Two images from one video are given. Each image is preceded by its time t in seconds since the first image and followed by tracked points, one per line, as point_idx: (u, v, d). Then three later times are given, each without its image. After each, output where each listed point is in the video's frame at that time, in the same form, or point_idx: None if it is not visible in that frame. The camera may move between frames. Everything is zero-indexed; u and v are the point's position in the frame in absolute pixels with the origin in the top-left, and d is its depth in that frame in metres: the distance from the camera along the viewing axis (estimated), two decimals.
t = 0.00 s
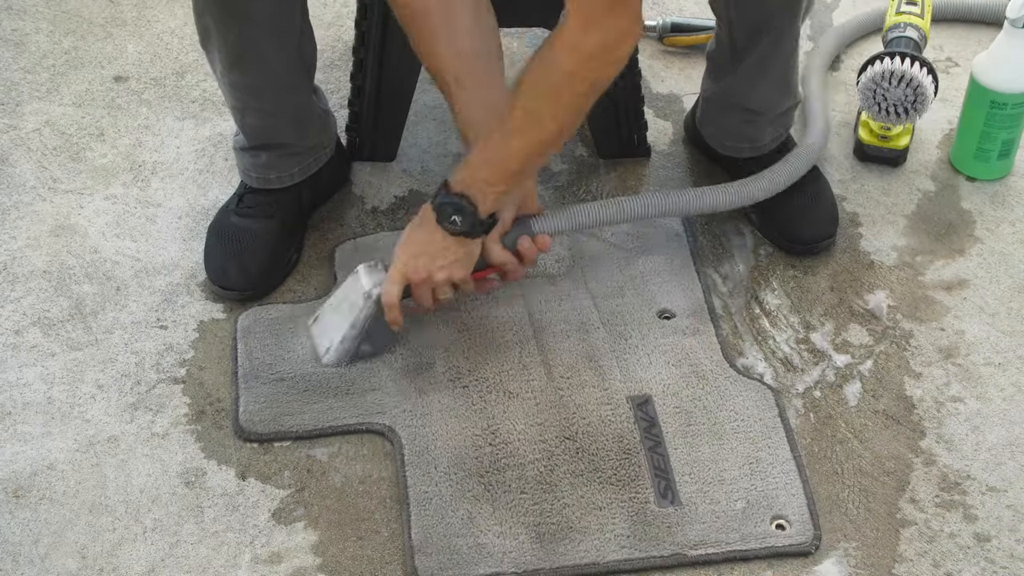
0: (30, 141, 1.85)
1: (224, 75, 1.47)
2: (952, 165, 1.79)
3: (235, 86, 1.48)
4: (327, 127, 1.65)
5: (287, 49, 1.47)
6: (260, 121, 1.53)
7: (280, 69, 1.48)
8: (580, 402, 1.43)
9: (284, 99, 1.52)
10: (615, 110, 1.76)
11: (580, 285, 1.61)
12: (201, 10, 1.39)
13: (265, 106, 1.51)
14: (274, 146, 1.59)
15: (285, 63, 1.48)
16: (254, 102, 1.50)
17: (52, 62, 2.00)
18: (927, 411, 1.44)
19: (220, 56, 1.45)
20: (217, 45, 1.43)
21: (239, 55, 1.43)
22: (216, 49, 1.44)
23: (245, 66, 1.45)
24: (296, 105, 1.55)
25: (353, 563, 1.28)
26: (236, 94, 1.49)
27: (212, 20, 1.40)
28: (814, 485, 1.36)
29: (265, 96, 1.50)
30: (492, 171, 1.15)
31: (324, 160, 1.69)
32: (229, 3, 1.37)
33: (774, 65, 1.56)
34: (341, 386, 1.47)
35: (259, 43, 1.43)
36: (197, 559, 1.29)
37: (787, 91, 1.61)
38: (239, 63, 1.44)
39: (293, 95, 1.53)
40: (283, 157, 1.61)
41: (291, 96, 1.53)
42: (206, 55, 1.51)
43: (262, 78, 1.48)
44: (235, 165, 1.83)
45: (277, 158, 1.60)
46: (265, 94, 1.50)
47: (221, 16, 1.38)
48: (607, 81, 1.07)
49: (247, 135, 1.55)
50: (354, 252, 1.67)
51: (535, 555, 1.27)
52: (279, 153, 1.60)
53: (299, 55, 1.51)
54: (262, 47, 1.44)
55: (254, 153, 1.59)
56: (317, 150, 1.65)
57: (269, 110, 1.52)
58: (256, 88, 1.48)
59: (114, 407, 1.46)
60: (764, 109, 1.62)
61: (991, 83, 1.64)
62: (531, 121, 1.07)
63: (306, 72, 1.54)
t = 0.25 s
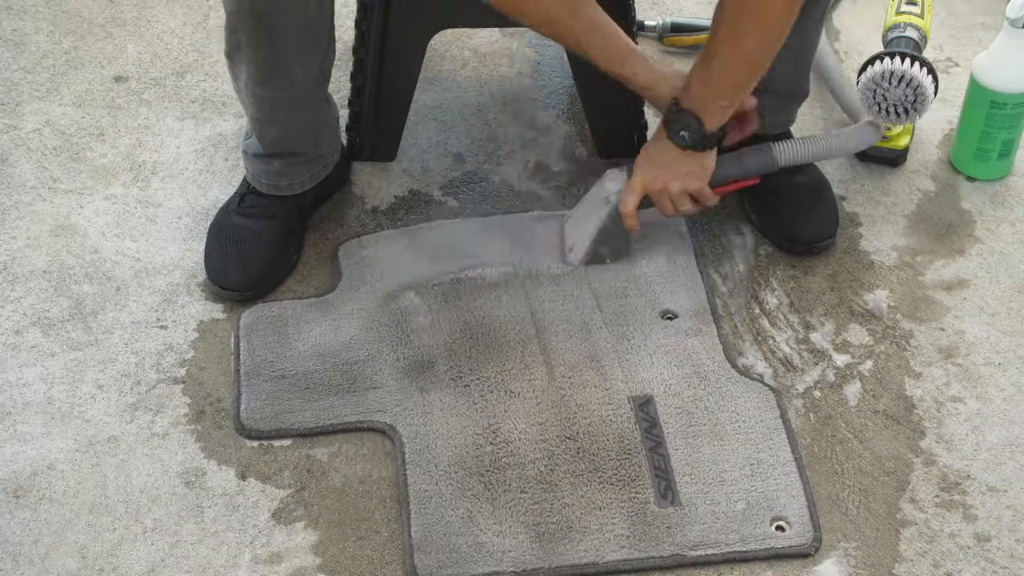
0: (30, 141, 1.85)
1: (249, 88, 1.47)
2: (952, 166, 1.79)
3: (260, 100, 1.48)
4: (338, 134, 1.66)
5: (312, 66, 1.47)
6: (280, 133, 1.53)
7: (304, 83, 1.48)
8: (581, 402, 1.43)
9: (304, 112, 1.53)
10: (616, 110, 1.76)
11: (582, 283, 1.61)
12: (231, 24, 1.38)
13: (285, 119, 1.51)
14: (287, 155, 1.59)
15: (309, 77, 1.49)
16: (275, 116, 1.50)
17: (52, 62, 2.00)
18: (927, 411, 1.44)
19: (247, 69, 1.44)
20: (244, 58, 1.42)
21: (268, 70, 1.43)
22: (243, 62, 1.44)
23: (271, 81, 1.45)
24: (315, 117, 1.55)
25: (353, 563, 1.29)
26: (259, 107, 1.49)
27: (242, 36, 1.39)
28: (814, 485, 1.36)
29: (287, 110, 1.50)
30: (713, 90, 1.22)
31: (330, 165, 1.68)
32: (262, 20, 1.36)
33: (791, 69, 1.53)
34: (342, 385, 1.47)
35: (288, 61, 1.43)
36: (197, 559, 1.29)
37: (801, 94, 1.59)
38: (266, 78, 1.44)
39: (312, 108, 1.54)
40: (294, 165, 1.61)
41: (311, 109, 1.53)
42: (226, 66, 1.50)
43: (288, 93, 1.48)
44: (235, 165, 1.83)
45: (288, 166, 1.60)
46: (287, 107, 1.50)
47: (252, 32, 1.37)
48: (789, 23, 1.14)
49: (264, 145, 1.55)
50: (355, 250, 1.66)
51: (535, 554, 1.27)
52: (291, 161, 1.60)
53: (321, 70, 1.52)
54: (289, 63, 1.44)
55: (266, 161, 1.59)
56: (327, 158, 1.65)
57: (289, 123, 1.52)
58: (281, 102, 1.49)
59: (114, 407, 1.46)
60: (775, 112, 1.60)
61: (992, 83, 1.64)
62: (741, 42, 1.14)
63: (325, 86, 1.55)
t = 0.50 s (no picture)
0: (30, 141, 1.85)
1: (241, 83, 1.47)
2: (952, 165, 1.79)
3: (251, 94, 1.48)
4: (335, 129, 1.66)
5: (303, 59, 1.48)
6: (274, 127, 1.53)
7: (297, 77, 1.49)
8: (582, 401, 1.43)
9: (298, 107, 1.53)
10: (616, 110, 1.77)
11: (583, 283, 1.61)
12: (221, 19, 1.37)
13: (278, 113, 1.52)
14: (283, 151, 1.60)
15: (301, 72, 1.49)
16: (268, 110, 1.51)
17: (52, 62, 2.00)
18: (927, 411, 1.44)
19: (238, 64, 1.44)
20: (235, 53, 1.42)
21: (258, 64, 1.43)
22: (234, 57, 1.43)
23: (262, 74, 1.45)
24: (308, 111, 1.56)
25: (353, 563, 1.28)
26: (252, 101, 1.49)
27: (232, 30, 1.38)
28: (814, 485, 1.36)
29: (279, 104, 1.50)
30: (690, 130, 1.25)
31: (329, 160, 1.69)
32: (250, 13, 1.36)
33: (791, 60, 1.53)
34: (342, 385, 1.47)
35: (279, 54, 1.43)
36: (197, 559, 1.29)
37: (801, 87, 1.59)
38: (257, 72, 1.44)
39: (305, 101, 1.54)
40: (291, 161, 1.62)
41: (304, 102, 1.54)
42: (219, 60, 1.50)
43: (279, 86, 1.48)
44: (235, 165, 1.83)
45: (285, 163, 1.61)
46: (279, 101, 1.50)
47: (242, 27, 1.37)
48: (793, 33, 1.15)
49: (259, 141, 1.56)
50: (356, 251, 1.66)
51: (535, 554, 1.27)
52: (288, 157, 1.61)
53: (313, 63, 1.52)
54: (280, 57, 1.44)
55: (263, 158, 1.60)
56: (324, 154, 1.66)
57: (283, 117, 1.53)
58: (273, 96, 1.49)
59: (114, 407, 1.45)
60: (775, 105, 1.60)
61: (992, 83, 1.64)
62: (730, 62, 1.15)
63: (318, 79, 1.55)
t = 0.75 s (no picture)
0: (29, 141, 1.85)
1: (239, 82, 1.47)
2: (952, 165, 1.79)
3: (249, 93, 1.48)
4: (333, 128, 1.66)
5: (301, 58, 1.47)
6: (272, 126, 1.53)
7: (295, 76, 1.49)
8: (582, 401, 1.43)
9: (296, 106, 1.53)
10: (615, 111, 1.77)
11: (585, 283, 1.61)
12: (219, 18, 1.37)
13: (276, 112, 1.51)
14: (282, 150, 1.60)
15: (298, 70, 1.49)
16: (266, 109, 1.50)
17: (52, 62, 2.00)
18: (927, 411, 1.44)
19: (235, 63, 1.43)
20: (232, 52, 1.42)
21: (256, 63, 1.43)
22: (231, 56, 1.43)
23: (260, 74, 1.45)
24: (306, 110, 1.55)
25: (353, 563, 1.28)
26: (250, 100, 1.49)
27: (229, 29, 1.38)
28: (814, 485, 1.36)
29: (277, 103, 1.50)
30: (636, 145, 1.24)
31: (328, 160, 1.69)
32: (247, 12, 1.35)
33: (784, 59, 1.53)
34: (343, 385, 1.47)
35: (276, 53, 1.43)
36: (197, 559, 1.29)
37: (793, 86, 1.59)
38: (255, 71, 1.44)
39: (304, 100, 1.54)
40: (289, 160, 1.62)
41: (301, 101, 1.53)
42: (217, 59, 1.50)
43: (276, 85, 1.48)
44: (235, 165, 1.83)
45: (284, 162, 1.61)
46: (277, 100, 1.50)
47: (239, 26, 1.37)
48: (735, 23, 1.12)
49: (258, 140, 1.55)
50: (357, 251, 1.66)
51: (535, 554, 1.27)
52: (287, 156, 1.61)
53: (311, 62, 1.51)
54: (277, 56, 1.44)
55: (262, 157, 1.60)
56: (323, 154, 1.66)
57: (281, 116, 1.52)
58: (271, 95, 1.49)
59: (114, 407, 1.45)
60: (767, 106, 1.61)
61: (992, 83, 1.64)
62: (683, 65, 1.14)
63: (317, 78, 1.55)
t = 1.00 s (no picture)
0: (30, 141, 1.85)
1: (237, 81, 1.47)
2: (952, 165, 1.79)
3: (248, 92, 1.48)
4: (332, 128, 1.66)
5: (299, 57, 1.47)
6: (270, 125, 1.53)
7: (292, 75, 1.48)
8: (583, 401, 1.43)
9: (295, 105, 1.53)
10: (615, 111, 1.76)
11: (586, 283, 1.61)
12: (217, 15, 1.37)
13: (275, 111, 1.51)
14: (282, 150, 1.60)
15: (296, 69, 1.48)
16: (264, 108, 1.50)
17: (52, 62, 2.00)
18: (927, 411, 1.44)
19: (233, 61, 1.44)
20: (230, 50, 1.42)
21: (253, 62, 1.43)
22: (229, 54, 1.43)
23: (258, 72, 1.45)
24: (305, 109, 1.55)
25: (353, 563, 1.28)
26: (248, 99, 1.49)
27: (227, 27, 1.38)
28: (814, 485, 1.36)
29: (275, 101, 1.50)
30: (681, 123, 1.29)
31: (328, 160, 1.69)
32: (244, 10, 1.35)
33: (791, 54, 1.53)
34: (344, 384, 1.47)
35: (274, 51, 1.43)
36: (197, 559, 1.29)
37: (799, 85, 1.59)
38: (252, 69, 1.44)
39: (302, 99, 1.54)
40: (289, 160, 1.62)
41: (300, 100, 1.53)
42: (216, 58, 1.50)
43: (274, 83, 1.47)
44: (235, 165, 1.83)
45: (284, 161, 1.61)
46: (275, 98, 1.50)
47: (236, 23, 1.37)
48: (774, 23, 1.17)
49: (257, 139, 1.55)
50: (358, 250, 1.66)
51: (535, 553, 1.27)
52: (287, 156, 1.61)
53: (310, 61, 1.51)
54: (275, 54, 1.43)
55: (261, 156, 1.60)
56: (322, 153, 1.66)
57: (279, 115, 1.52)
58: (269, 94, 1.49)
59: (114, 407, 1.46)
60: (773, 105, 1.60)
61: (992, 83, 1.64)
62: (721, 59, 1.18)
63: (315, 77, 1.55)
